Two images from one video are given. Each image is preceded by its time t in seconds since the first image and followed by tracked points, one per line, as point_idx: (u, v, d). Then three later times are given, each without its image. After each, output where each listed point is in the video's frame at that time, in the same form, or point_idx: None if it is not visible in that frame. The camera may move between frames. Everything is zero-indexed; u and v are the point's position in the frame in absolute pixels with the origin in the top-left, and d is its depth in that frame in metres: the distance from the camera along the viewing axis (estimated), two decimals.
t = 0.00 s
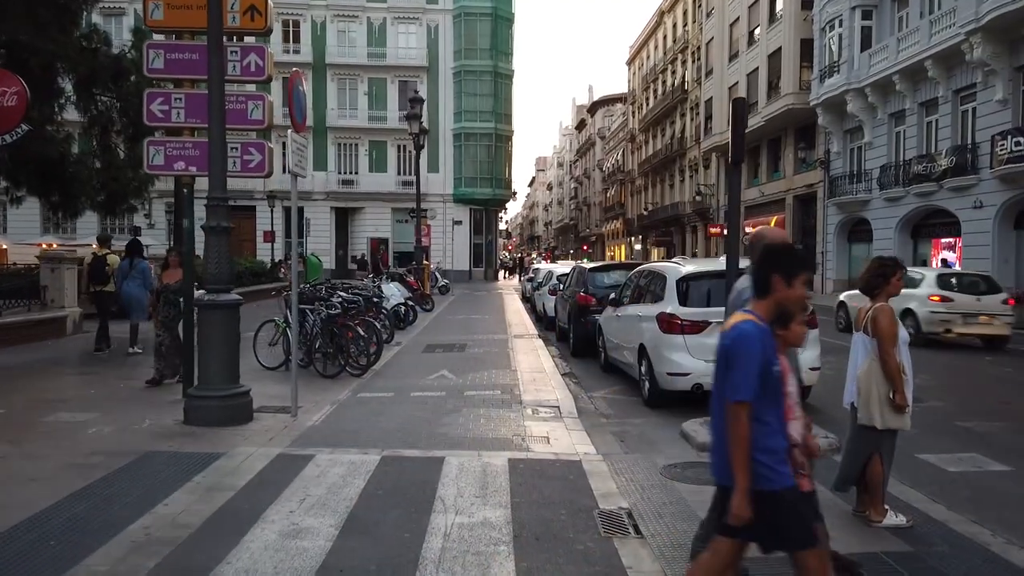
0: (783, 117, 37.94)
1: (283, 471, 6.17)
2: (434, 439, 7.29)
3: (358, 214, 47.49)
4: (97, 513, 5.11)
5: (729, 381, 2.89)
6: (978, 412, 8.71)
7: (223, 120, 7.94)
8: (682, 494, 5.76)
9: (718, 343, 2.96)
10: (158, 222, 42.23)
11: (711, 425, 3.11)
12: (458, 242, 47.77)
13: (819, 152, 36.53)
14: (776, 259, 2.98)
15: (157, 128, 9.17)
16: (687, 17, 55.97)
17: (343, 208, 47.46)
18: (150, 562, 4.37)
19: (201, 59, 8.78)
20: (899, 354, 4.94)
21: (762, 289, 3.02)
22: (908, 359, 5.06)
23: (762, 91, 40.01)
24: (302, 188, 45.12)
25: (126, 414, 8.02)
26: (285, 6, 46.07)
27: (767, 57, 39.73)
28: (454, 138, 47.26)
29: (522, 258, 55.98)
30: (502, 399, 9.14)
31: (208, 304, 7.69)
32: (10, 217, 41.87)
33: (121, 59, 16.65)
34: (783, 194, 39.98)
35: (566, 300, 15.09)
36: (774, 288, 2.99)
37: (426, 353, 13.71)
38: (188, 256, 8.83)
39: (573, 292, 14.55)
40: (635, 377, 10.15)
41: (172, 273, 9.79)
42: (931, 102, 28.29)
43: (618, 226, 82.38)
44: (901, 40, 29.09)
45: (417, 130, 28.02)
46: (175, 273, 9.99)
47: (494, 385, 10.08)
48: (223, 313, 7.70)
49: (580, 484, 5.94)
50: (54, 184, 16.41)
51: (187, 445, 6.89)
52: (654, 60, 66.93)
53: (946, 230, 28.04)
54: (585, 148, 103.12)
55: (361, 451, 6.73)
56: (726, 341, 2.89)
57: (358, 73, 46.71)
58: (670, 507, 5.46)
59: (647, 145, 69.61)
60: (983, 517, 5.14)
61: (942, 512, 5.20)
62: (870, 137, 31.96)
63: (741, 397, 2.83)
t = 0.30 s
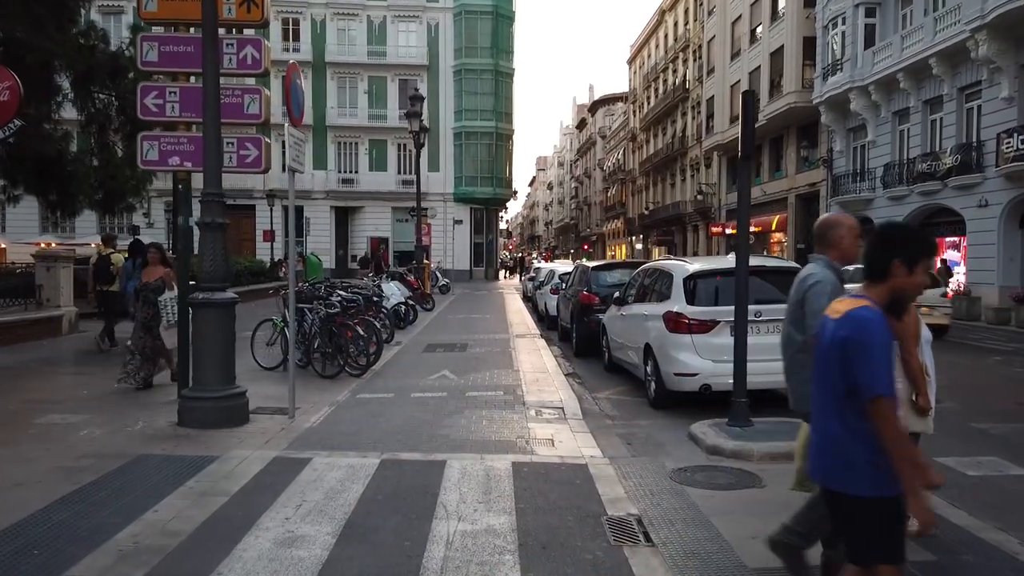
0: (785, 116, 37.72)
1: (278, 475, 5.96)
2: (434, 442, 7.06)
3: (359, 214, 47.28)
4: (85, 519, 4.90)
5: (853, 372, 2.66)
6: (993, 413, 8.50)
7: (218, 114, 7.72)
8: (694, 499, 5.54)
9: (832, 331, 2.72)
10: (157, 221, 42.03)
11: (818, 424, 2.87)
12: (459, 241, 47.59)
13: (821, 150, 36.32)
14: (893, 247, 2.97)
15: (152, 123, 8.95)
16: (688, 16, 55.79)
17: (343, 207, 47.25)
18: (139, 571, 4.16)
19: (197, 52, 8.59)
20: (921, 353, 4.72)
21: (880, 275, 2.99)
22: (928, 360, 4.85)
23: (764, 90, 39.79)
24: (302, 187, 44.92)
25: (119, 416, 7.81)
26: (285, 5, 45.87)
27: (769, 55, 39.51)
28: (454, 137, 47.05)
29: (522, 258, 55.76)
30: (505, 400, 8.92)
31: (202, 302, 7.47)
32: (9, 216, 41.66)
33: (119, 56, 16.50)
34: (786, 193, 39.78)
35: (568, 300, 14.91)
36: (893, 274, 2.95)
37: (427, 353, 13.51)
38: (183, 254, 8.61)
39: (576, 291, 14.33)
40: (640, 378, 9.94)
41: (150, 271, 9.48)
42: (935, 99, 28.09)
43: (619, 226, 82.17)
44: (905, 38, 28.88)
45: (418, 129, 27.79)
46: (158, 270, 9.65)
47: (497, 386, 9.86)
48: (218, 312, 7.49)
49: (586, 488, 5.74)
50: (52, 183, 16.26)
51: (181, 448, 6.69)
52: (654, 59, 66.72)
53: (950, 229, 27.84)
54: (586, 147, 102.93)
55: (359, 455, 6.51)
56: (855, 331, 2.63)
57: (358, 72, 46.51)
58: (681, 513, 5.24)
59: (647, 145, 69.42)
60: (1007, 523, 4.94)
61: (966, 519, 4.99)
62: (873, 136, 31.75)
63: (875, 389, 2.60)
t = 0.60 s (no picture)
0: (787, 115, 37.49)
1: (274, 481, 5.73)
2: (435, 445, 6.83)
3: (359, 213, 47.07)
4: (68, 530, 4.67)
5: (985, 381, 2.46)
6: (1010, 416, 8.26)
7: (212, 108, 7.49)
8: (706, 508, 5.31)
9: (947, 335, 2.55)
10: (156, 220, 41.79)
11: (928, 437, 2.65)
12: (459, 241, 47.44)
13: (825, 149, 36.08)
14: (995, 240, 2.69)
15: (146, 118, 8.73)
16: (690, 14, 55.54)
17: (343, 207, 47.01)
18: None
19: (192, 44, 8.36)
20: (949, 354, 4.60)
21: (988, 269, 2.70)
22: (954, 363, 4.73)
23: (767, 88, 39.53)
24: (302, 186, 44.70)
25: (110, 419, 7.58)
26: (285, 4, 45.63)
27: (771, 54, 39.28)
28: (454, 136, 46.82)
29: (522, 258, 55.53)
30: (507, 402, 8.69)
31: (196, 302, 7.23)
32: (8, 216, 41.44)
33: (117, 53, 16.17)
34: (789, 193, 39.55)
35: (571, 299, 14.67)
36: (1001, 271, 2.68)
37: (428, 354, 13.28)
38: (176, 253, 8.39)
39: (578, 290, 14.09)
40: (645, 379, 9.71)
41: (133, 270, 8.76)
42: (940, 98, 27.84)
43: (619, 225, 81.98)
44: (909, 35, 28.63)
45: (418, 127, 27.56)
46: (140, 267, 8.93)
47: (498, 388, 9.63)
48: (212, 312, 7.26)
49: (594, 496, 5.51)
50: (49, 181, 16.00)
51: (173, 452, 6.46)
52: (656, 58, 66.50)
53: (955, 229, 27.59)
54: (586, 147, 102.72)
55: (357, 459, 6.26)
56: (983, 335, 2.45)
57: (358, 71, 46.28)
58: (694, 523, 5.00)
59: (648, 144, 69.24)
60: None
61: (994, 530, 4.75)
62: (877, 134, 31.51)
63: (1016, 395, 2.38)
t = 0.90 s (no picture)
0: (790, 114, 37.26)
1: (267, 493, 5.50)
2: (434, 454, 6.61)
3: (358, 213, 46.86)
4: (49, 547, 4.45)
5: None
6: None
7: (205, 107, 7.27)
8: (717, 521, 5.09)
9: None
10: (155, 220, 41.60)
11: None
12: (459, 241, 47.22)
13: (827, 149, 35.85)
14: None
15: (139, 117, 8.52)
16: (691, 14, 55.31)
17: (343, 207, 46.81)
18: None
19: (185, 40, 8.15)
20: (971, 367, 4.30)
21: None
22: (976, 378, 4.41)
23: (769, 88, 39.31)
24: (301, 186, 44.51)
25: (100, 426, 7.35)
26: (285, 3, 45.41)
27: (774, 53, 39.04)
28: (455, 136, 46.60)
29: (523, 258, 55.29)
30: (509, 408, 8.46)
31: (189, 306, 7.05)
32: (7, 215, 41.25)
33: (114, 52, 15.84)
34: (791, 193, 39.33)
35: (573, 300, 14.43)
36: None
37: (427, 356, 13.03)
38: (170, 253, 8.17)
39: (580, 291, 13.86)
40: (649, 383, 9.48)
41: (116, 273, 8.33)
42: (944, 97, 27.62)
43: (620, 226, 81.78)
44: (913, 34, 28.39)
45: (418, 127, 27.33)
46: (123, 270, 8.53)
47: (500, 393, 9.39)
48: (204, 316, 7.07)
49: (600, 508, 5.30)
50: (47, 182, 15.79)
51: (164, 462, 6.24)
52: (657, 58, 66.27)
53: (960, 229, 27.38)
54: (586, 147, 102.47)
55: (354, 469, 6.05)
56: None
57: (358, 70, 46.06)
58: (706, 539, 4.78)
59: (649, 144, 69.04)
60: None
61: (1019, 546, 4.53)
62: (880, 134, 31.27)
63: None
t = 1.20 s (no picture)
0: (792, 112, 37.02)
1: (258, 500, 5.27)
2: (434, 458, 6.37)
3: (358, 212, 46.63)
4: (26, 559, 4.22)
5: None
6: None
7: (197, 99, 7.03)
8: (730, 530, 4.86)
9: None
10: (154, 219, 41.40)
11: None
12: (460, 241, 46.99)
13: (830, 147, 35.60)
14: None
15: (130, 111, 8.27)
16: (692, 13, 55.08)
17: (343, 206, 46.59)
18: None
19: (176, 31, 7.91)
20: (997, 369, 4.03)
21: None
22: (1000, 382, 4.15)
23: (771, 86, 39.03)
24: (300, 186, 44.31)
25: (87, 429, 7.11)
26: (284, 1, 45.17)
27: (776, 51, 38.78)
28: (455, 135, 46.36)
29: (523, 258, 55.06)
30: (511, 411, 8.20)
31: (179, 305, 6.81)
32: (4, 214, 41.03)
33: (111, 49, 15.32)
34: (793, 192, 39.07)
35: (576, 300, 14.19)
36: None
37: (427, 356, 12.79)
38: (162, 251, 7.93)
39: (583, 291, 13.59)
40: (654, 385, 9.25)
41: (94, 272, 7.73)
42: (949, 95, 27.37)
43: (621, 225, 81.57)
44: (917, 31, 28.14)
45: (418, 125, 27.08)
46: (102, 272, 7.87)
47: (501, 395, 9.14)
48: (196, 316, 6.84)
49: (606, 516, 5.06)
50: (44, 181, 15.49)
51: (152, 467, 6.01)
52: (657, 57, 66.02)
53: (965, 228, 27.18)
54: (586, 147, 102.21)
55: (349, 475, 5.81)
56: None
57: (358, 69, 45.82)
58: (719, 549, 4.54)
59: (650, 143, 68.83)
60: None
61: None
62: (883, 132, 31.01)
63: None
